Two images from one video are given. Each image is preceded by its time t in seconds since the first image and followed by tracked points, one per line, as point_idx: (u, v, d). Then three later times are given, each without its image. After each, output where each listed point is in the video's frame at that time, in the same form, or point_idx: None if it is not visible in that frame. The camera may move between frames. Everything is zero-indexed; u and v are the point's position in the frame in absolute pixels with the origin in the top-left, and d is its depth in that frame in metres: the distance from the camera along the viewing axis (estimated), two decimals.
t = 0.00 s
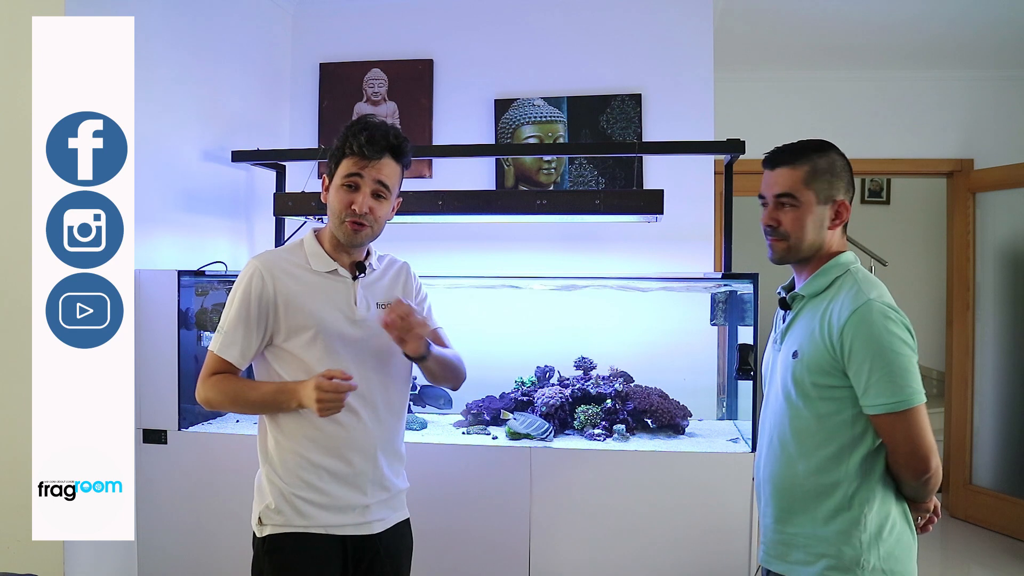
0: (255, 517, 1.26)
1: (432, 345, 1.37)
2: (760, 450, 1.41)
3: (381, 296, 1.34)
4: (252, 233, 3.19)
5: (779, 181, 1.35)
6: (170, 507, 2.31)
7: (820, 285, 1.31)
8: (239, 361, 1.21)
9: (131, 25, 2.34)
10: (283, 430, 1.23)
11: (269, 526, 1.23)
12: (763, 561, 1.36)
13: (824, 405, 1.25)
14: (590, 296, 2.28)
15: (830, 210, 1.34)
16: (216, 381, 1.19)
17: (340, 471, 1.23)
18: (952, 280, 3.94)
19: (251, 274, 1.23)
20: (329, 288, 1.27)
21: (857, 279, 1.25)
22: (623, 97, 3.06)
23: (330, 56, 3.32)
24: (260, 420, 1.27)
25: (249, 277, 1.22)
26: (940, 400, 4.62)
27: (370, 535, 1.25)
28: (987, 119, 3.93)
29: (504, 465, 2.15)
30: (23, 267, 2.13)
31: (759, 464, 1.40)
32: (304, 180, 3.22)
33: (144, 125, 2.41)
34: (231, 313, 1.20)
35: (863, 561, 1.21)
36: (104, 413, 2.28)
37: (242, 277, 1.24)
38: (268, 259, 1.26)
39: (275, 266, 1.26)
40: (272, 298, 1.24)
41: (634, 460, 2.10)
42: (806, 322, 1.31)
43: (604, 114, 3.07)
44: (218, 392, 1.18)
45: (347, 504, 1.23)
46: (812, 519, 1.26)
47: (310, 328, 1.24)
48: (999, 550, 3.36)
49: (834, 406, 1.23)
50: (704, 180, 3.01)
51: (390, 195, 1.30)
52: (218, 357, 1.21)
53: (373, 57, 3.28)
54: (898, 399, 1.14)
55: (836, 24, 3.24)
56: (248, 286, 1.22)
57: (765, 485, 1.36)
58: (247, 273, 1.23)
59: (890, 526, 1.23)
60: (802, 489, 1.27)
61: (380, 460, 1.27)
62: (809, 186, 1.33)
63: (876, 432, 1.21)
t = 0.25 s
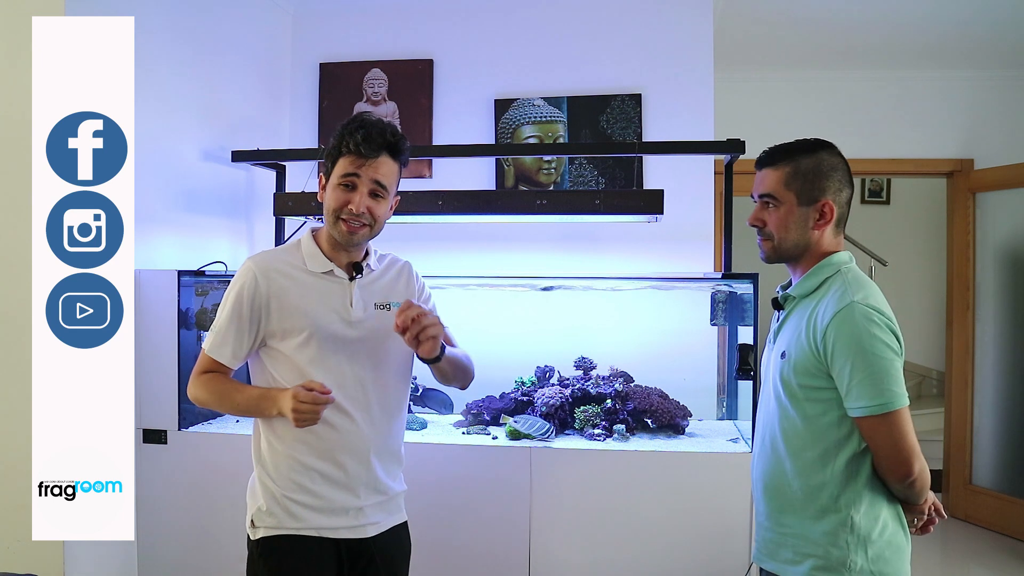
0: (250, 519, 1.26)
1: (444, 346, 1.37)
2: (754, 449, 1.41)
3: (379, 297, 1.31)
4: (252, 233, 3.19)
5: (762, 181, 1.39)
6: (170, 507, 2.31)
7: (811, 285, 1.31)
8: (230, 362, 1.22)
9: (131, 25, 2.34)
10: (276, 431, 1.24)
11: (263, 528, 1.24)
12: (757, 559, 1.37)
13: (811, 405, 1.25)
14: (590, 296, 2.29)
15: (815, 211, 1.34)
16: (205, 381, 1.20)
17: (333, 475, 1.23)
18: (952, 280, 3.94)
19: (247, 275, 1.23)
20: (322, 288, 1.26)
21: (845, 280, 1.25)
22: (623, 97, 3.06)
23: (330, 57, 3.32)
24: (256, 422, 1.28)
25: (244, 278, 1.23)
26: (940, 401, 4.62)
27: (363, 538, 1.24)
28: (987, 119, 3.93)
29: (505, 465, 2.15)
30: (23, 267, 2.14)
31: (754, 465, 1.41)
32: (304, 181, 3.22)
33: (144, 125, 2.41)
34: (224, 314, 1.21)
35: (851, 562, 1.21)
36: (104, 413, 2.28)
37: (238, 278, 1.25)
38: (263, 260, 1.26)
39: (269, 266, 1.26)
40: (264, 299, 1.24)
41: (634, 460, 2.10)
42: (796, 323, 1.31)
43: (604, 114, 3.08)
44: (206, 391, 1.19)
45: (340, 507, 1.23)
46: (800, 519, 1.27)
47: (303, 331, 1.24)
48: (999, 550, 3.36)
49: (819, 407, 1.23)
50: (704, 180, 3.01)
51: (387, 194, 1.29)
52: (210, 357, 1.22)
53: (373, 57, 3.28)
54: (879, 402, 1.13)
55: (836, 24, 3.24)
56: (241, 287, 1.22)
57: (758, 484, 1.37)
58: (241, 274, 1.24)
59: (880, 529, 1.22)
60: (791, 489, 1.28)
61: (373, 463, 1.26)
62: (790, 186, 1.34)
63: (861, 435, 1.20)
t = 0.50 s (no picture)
0: (246, 524, 1.25)
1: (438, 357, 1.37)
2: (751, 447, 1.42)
3: (375, 297, 1.32)
4: (252, 233, 3.19)
5: (756, 183, 1.40)
6: (169, 507, 2.31)
7: (807, 285, 1.31)
8: (223, 364, 1.21)
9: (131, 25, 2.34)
10: (273, 434, 1.23)
11: (260, 532, 1.23)
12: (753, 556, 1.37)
13: (807, 404, 1.25)
14: (590, 295, 2.29)
15: (807, 210, 1.34)
16: (198, 383, 1.19)
17: (329, 477, 1.23)
18: (952, 279, 3.94)
19: (241, 276, 1.22)
20: (319, 289, 1.26)
21: (841, 280, 1.25)
22: (623, 97, 3.06)
23: (330, 57, 3.32)
24: (250, 425, 1.27)
25: (238, 279, 1.22)
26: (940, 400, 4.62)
27: (361, 540, 1.24)
28: (986, 119, 3.93)
29: (504, 465, 2.15)
30: (24, 267, 2.14)
31: (750, 462, 1.41)
32: (304, 181, 3.22)
33: (144, 126, 2.41)
34: (219, 315, 1.20)
35: (846, 557, 1.20)
36: (104, 413, 2.28)
37: (232, 279, 1.23)
38: (257, 262, 1.25)
39: (264, 267, 1.25)
40: (260, 301, 1.23)
41: (634, 461, 2.09)
42: (791, 322, 1.31)
43: (604, 114, 3.08)
44: (200, 393, 1.18)
45: (337, 510, 1.23)
46: (796, 515, 1.26)
47: (300, 334, 1.23)
48: (1000, 550, 3.36)
49: (815, 405, 1.23)
50: (704, 180, 3.02)
51: (386, 195, 1.29)
52: (204, 359, 1.21)
53: (373, 57, 3.28)
54: (874, 401, 1.13)
55: (836, 24, 3.24)
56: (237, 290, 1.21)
57: (754, 481, 1.37)
58: (235, 275, 1.23)
59: (874, 525, 1.22)
60: (786, 486, 1.28)
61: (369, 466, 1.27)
62: (783, 187, 1.35)
63: (855, 433, 1.20)
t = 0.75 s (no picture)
0: (247, 526, 1.25)
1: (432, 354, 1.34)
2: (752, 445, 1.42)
3: (372, 297, 1.33)
4: (252, 233, 3.19)
5: (751, 186, 1.42)
6: (170, 507, 2.31)
7: (807, 287, 1.31)
8: (222, 366, 1.17)
9: (131, 25, 2.34)
10: (273, 436, 1.23)
11: (260, 534, 1.23)
12: (754, 551, 1.38)
13: (807, 402, 1.25)
14: (590, 295, 2.29)
15: (798, 211, 1.35)
16: (197, 386, 1.13)
17: (329, 479, 1.23)
18: (952, 279, 3.94)
19: (238, 278, 1.21)
20: (319, 291, 1.26)
21: (841, 282, 1.25)
22: (623, 97, 3.06)
23: (330, 56, 3.32)
24: (250, 426, 1.27)
25: (236, 280, 1.20)
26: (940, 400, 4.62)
27: (362, 541, 1.25)
28: (987, 119, 3.93)
29: (505, 465, 2.15)
30: (23, 267, 2.13)
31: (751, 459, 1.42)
32: (304, 181, 3.22)
33: (144, 126, 2.40)
34: (218, 317, 1.17)
35: (844, 553, 1.21)
36: (105, 413, 2.27)
37: (229, 281, 1.22)
38: (255, 265, 1.24)
39: (262, 269, 1.25)
40: (261, 303, 1.22)
41: (634, 461, 2.09)
42: (793, 322, 1.31)
43: (604, 114, 3.07)
44: (202, 395, 1.13)
45: (338, 512, 1.23)
46: (797, 511, 1.27)
47: (300, 336, 1.23)
48: (1000, 550, 3.35)
49: (816, 404, 1.23)
50: (704, 180, 3.01)
51: (380, 193, 1.28)
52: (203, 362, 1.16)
53: (373, 57, 3.28)
54: (875, 400, 1.13)
55: (837, 24, 3.24)
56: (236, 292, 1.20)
57: (755, 478, 1.38)
58: (232, 276, 1.22)
59: (873, 522, 1.22)
60: (786, 483, 1.28)
61: (369, 467, 1.27)
62: (774, 189, 1.37)
63: (856, 431, 1.20)
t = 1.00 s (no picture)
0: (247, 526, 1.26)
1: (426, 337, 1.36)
2: (756, 442, 1.43)
3: (371, 297, 1.32)
4: (252, 233, 3.19)
5: (748, 193, 1.45)
6: (169, 507, 2.31)
7: (810, 288, 1.31)
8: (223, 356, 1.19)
9: (131, 25, 2.34)
10: (272, 436, 1.24)
11: (259, 533, 1.23)
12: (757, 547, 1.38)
13: (811, 401, 1.26)
14: (591, 295, 2.28)
15: (789, 211, 1.37)
16: (200, 379, 1.15)
17: (328, 479, 1.22)
18: (952, 279, 3.94)
19: (237, 277, 1.22)
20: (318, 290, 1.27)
21: (843, 283, 1.25)
22: (623, 97, 3.06)
23: (330, 57, 3.32)
24: (251, 426, 1.28)
25: (235, 280, 1.22)
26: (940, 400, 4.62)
27: (361, 542, 1.24)
28: (987, 119, 3.93)
29: (504, 465, 2.15)
30: (23, 267, 2.13)
31: (756, 456, 1.42)
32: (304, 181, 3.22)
33: (144, 126, 2.40)
34: (217, 315, 1.19)
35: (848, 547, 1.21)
36: (104, 413, 2.28)
37: (229, 281, 1.23)
38: (258, 261, 1.26)
39: (261, 268, 1.26)
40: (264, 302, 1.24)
41: (634, 461, 2.09)
42: (796, 322, 1.32)
43: (604, 114, 3.07)
44: (207, 388, 1.14)
45: (338, 511, 1.23)
46: (800, 507, 1.27)
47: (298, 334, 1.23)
48: (1001, 550, 3.35)
49: (820, 402, 1.24)
50: (704, 180, 3.01)
51: (365, 185, 1.28)
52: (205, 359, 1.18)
53: (373, 57, 3.28)
54: (876, 398, 1.14)
55: (836, 24, 3.24)
56: (239, 288, 1.22)
57: (759, 474, 1.38)
58: (231, 277, 1.23)
59: (876, 517, 1.23)
60: (790, 479, 1.28)
61: (370, 467, 1.26)
62: (765, 192, 1.40)
63: (858, 428, 1.21)
